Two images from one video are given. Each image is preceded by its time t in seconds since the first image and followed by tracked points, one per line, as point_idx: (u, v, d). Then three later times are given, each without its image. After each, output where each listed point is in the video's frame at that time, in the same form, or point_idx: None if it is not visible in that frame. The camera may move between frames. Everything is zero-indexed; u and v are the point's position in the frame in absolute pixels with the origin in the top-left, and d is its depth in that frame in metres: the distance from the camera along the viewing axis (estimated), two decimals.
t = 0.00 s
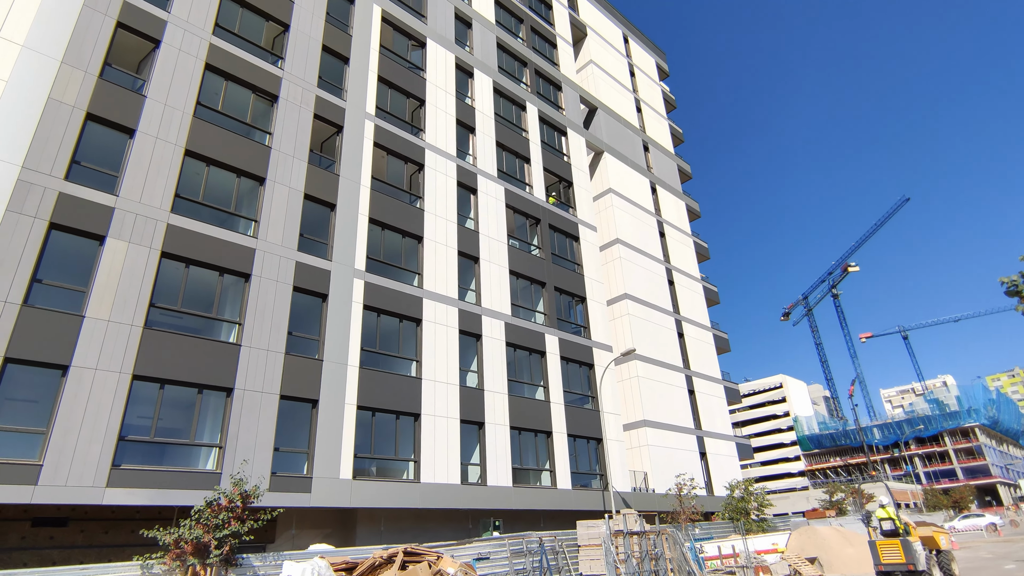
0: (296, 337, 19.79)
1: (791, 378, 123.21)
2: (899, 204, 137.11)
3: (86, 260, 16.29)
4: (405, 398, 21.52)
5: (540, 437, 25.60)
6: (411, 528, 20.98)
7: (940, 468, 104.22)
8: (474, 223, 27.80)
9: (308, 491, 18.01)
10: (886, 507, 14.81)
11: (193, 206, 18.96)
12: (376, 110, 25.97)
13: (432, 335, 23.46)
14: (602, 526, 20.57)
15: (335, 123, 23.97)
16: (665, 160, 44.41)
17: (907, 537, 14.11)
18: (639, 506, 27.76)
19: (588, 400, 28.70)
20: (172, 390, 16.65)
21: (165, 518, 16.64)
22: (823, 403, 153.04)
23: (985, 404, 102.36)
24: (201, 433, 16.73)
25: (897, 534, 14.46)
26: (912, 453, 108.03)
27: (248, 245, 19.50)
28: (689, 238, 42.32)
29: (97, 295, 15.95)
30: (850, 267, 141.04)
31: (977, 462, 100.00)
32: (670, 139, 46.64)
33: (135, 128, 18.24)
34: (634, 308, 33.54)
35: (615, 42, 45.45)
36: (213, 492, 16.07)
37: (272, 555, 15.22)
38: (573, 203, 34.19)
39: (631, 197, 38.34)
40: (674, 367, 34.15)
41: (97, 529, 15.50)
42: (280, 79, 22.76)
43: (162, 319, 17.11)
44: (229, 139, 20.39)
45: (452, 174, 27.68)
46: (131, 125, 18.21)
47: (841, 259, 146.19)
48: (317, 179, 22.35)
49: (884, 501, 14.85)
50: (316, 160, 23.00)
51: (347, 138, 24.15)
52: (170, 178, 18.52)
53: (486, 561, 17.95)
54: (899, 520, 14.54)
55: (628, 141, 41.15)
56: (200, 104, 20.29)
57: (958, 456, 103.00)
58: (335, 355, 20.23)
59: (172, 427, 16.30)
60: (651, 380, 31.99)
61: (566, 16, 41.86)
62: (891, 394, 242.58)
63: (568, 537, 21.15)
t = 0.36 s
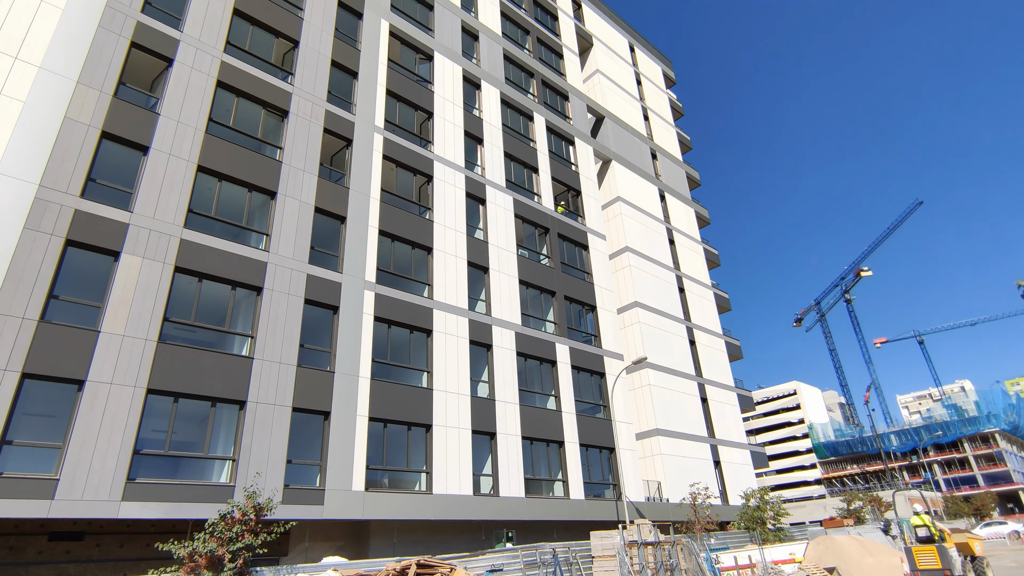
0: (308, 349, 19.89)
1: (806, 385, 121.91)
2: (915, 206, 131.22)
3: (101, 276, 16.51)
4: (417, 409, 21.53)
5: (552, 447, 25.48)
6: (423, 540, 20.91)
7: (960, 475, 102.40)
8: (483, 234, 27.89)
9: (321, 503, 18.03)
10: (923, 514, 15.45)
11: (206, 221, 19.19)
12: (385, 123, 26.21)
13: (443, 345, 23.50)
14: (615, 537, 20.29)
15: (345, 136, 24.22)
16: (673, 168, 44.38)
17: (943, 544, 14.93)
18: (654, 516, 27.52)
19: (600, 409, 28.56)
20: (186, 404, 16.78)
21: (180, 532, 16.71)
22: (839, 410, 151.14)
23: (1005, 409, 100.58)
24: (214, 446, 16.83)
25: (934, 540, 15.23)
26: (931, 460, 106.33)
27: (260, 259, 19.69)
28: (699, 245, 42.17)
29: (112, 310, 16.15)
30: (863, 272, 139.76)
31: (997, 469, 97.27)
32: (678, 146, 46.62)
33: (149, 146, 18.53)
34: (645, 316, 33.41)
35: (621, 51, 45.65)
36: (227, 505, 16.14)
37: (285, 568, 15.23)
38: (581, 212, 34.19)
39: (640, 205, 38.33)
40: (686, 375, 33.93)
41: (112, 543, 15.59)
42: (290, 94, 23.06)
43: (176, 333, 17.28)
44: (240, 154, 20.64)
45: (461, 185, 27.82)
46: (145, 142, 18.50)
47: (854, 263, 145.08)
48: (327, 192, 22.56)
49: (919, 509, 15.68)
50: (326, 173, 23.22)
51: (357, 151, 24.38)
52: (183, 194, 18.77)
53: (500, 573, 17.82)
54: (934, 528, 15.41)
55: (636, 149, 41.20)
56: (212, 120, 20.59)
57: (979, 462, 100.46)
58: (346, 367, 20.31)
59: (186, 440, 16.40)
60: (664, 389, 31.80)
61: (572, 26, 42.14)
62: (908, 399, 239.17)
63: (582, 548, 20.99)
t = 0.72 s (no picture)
0: (320, 360, 19.97)
1: (820, 392, 120.58)
2: (930, 207, 128.05)
3: (117, 290, 16.72)
4: (428, 419, 21.52)
5: (564, 456, 25.34)
6: (436, 551, 20.83)
7: (981, 482, 100.78)
8: (493, 243, 27.95)
9: (334, 514, 18.03)
10: (957, 520, 15.15)
11: (218, 234, 19.40)
12: (394, 135, 26.43)
13: (454, 355, 23.51)
14: (630, 547, 20.57)
15: (355, 149, 24.43)
16: (682, 175, 44.31)
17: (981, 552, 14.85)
18: (668, 526, 27.23)
19: (613, 418, 28.38)
20: (200, 416, 16.89)
21: (194, 544, 16.76)
22: (854, 417, 149.12)
23: None
24: (228, 458, 16.90)
25: (969, 546, 15.65)
26: (951, 467, 104.61)
27: (272, 271, 19.86)
28: (710, 251, 41.98)
29: (126, 323, 16.33)
30: (877, 277, 138.50)
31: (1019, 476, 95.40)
32: (687, 153, 46.56)
33: (163, 161, 18.80)
34: (656, 323, 33.26)
35: (628, 60, 45.80)
36: (240, 516, 16.19)
37: None
38: (591, 220, 34.17)
39: (649, 213, 38.28)
40: (698, 383, 33.68)
41: (127, 556, 15.65)
42: (300, 108, 23.32)
43: (189, 346, 17.43)
44: (252, 168, 20.88)
45: (470, 195, 27.94)
46: (159, 157, 18.78)
47: (867, 269, 143.71)
48: (337, 204, 22.73)
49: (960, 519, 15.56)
50: (336, 186, 23.40)
51: (366, 163, 24.57)
52: (196, 207, 19.01)
53: None
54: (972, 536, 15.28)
55: (645, 156, 41.20)
56: (225, 135, 20.87)
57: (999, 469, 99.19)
58: (358, 378, 20.36)
59: (200, 452, 16.50)
60: (676, 397, 31.57)
61: (578, 36, 42.37)
62: (925, 405, 235.76)
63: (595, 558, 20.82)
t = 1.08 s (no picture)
0: (332, 370, 20.06)
1: (835, 398, 119.16)
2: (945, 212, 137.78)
3: (131, 303, 16.93)
4: (440, 428, 21.50)
5: (577, 465, 25.20)
6: (449, 561, 20.75)
7: (1002, 488, 98.99)
8: (503, 252, 28.01)
9: (347, 525, 18.03)
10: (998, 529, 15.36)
11: (231, 247, 19.60)
12: (404, 146, 26.63)
13: (465, 364, 23.52)
14: (644, 557, 20.37)
15: (364, 160, 24.64)
16: (691, 181, 44.21)
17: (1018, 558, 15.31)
18: (683, 535, 26.94)
19: (625, 426, 28.20)
20: (214, 427, 17.00)
21: (209, 555, 16.82)
22: (871, 423, 147.05)
23: None
24: (241, 468, 16.99)
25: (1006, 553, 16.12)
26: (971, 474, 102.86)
27: (284, 283, 20.01)
28: (720, 257, 41.79)
29: (141, 336, 16.51)
30: (891, 281, 137.14)
31: None
32: (696, 159, 46.47)
33: (176, 175, 19.06)
34: (667, 330, 33.09)
35: (636, 67, 45.91)
36: (254, 527, 16.25)
37: None
38: (600, 227, 34.14)
39: (659, 220, 38.20)
40: (711, 390, 33.42)
41: (143, 567, 15.75)
42: (311, 121, 23.57)
43: (203, 357, 17.58)
44: (264, 180, 21.10)
45: (480, 204, 28.05)
46: (173, 172, 19.04)
47: (880, 272, 142.25)
48: (348, 215, 22.90)
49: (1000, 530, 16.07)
50: (347, 197, 23.57)
51: (377, 174, 24.74)
52: (209, 220, 19.23)
53: None
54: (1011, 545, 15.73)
55: (653, 163, 41.17)
56: (237, 148, 21.14)
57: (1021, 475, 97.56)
58: (370, 388, 20.42)
59: (214, 463, 16.60)
60: (689, 404, 31.34)
61: (585, 45, 42.55)
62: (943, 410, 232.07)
63: (609, 568, 20.67)
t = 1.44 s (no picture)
0: (343, 379, 20.13)
1: (849, 402, 117.90)
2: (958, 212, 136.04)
3: (145, 313, 17.10)
4: (450, 436, 21.51)
5: (588, 471, 25.08)
6: (460, 569, 20.68)
7: (1021, 493, 97.36)
8: (512, 259, 28.05)
9: (358, 533, 18.03)
10: None
11: (242, 256, 19.77)
12: (412, 154, 26.79)
13: (475, 371, 23.53)
14: (657, 565, 20.43)
15: (373, 169, 24.79)
16: (700, 185, 44.10)
17: None
18: (696, 542, 26.68)
19: (636, 432, 28.05)
20: (226, 435, 17.10)
21: (222, 564, 16.88)
22: (885, 428, 145.20)
23: None
24: (253, 477, 17.06)
25: None
26: (989, 478, 101.13)
27: (295, 292, 20.14)
28: (730, 261, 41.60)
29: (154, 346, 16.66)
30: (903, 283, 135.84)
31: None
32: (704, 163, 46.37)
33: (188, 186, 19.28)
34: (677, 335, 32.92)
35: (642, 72, 45.94)
36: (266, 536, 16.30)
37: None
38: (609, 233, 34.10)
39: (667, 224, 38.13)
40: (723, 395, 33.19)
41: None
42: (320, 131, 23.78)
43: (215, 366, 17.71)
44: (274, 190, 21.28)
45: (488, 211, 28.13)
46: (184, 183, 19.26)
47: (892, 275, 140.82)
48: (358, 224, 23.04)
49: None
50: (356, 206, 23.70)
51: (385, 183, 24.89)
52: (220, 230, 19.42)
53: None
54: None
55: (661, 168, 41.13)
56: (247, 159, 21.37)
57: None
58: (380, 396, 20.46)
59: (226, 472, 16.68)
60: (700, 410, 31.13)
61: (592, 51, 42.69)
62: (960, 414, 228.93)
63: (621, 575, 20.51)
